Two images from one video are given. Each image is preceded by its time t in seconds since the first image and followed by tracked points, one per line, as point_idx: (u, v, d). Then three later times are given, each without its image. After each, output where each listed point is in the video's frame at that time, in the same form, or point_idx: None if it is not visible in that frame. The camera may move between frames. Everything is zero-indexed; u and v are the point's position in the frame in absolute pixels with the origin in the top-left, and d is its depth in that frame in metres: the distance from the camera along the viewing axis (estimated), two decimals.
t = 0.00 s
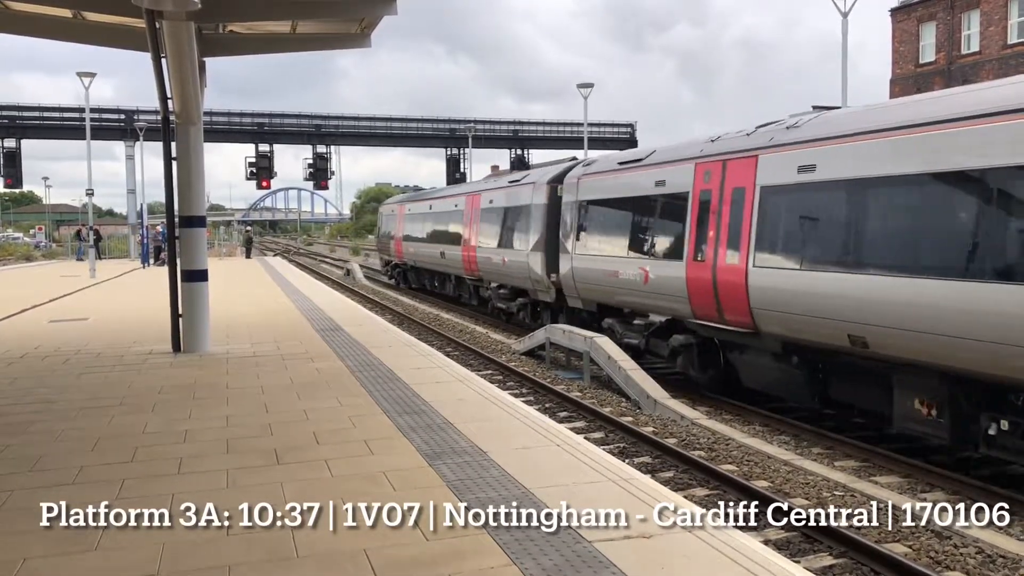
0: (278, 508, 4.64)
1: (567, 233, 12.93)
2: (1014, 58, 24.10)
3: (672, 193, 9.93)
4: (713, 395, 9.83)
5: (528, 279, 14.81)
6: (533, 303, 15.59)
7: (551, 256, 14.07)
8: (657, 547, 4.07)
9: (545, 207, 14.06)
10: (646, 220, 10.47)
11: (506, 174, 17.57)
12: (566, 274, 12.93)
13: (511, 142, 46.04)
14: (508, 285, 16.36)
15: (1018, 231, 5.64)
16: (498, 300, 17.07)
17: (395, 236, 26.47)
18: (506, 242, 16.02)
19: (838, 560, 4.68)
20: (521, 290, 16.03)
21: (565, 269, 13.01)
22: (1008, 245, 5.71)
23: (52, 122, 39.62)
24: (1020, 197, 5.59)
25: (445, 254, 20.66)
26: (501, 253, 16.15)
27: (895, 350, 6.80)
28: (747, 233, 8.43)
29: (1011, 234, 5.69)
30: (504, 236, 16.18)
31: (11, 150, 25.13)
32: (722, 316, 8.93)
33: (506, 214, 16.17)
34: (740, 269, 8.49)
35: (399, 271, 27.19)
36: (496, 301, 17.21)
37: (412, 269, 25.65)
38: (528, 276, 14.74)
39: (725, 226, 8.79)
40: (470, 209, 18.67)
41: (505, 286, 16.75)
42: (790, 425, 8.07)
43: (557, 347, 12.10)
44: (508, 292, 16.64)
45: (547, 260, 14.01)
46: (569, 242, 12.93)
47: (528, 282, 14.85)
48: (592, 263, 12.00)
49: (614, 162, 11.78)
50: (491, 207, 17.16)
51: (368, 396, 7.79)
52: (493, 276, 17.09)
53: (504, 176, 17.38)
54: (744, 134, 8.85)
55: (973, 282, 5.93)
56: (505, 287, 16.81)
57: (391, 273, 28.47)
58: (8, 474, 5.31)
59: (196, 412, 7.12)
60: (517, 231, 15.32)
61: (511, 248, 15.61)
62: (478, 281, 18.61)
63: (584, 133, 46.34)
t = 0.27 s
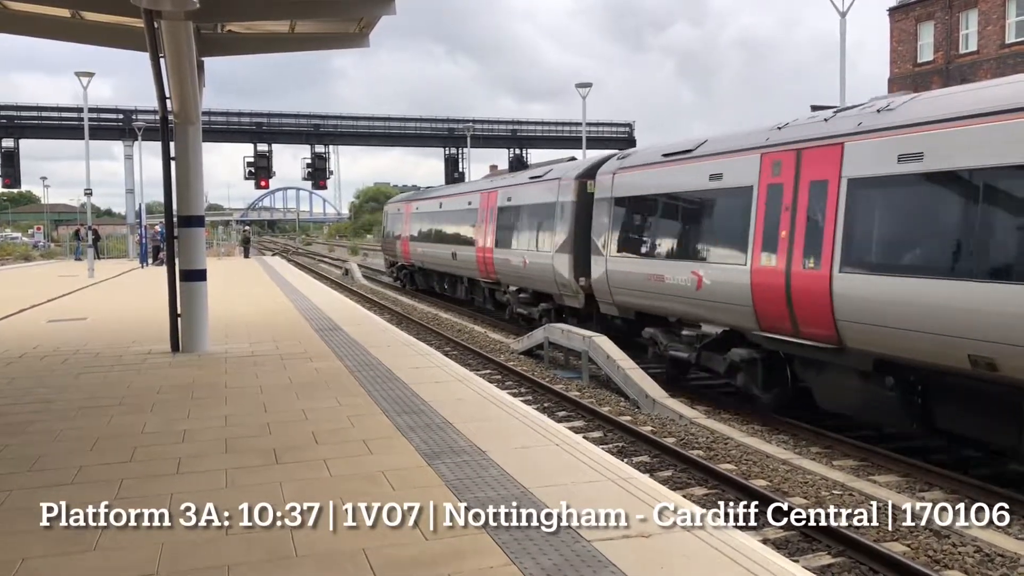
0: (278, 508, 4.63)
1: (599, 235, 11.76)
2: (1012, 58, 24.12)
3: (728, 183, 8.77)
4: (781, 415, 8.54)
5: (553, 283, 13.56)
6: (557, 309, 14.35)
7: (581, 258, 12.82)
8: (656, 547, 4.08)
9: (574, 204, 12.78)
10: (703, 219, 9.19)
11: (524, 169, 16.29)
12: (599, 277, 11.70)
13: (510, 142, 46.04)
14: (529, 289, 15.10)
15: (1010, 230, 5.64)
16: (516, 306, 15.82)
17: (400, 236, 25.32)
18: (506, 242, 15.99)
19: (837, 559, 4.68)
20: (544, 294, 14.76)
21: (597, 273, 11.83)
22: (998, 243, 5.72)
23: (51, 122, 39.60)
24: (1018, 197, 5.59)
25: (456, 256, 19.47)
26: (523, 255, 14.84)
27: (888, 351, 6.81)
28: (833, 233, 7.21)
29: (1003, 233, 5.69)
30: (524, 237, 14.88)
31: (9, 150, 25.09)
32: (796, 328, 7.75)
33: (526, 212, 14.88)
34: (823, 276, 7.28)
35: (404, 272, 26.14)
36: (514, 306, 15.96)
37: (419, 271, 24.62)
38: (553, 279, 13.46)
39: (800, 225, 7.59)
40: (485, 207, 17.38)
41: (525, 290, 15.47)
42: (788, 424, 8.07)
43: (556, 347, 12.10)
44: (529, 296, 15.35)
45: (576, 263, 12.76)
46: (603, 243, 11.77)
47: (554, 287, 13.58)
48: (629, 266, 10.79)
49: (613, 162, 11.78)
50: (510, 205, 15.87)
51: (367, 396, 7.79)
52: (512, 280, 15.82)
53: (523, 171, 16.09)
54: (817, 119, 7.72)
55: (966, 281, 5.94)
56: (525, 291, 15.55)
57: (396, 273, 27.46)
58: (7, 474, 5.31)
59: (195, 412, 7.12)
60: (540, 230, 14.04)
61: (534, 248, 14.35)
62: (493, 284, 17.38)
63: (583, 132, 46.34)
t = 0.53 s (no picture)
0: (278, 508, 4.63)
1: (639, 234, 10.56)
2: (1008, 57, 24.18)
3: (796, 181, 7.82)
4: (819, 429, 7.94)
5: (582, 288, 12.46)
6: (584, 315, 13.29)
7: (614, 261, 11.79)
8: (654, 546, 4.08)
9: (606, 203, 11.73)
10: (766, 219, 8.20)
11: (545, 165, 15.21)
12: (639, 282, 10.55)
13: (507, 142, 46.01)
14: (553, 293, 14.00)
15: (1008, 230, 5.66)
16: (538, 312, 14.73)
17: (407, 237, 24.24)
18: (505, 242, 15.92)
19: (835, 558, 4.69)
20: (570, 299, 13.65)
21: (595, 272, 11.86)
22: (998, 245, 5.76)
23: (48, 122, 39.56)
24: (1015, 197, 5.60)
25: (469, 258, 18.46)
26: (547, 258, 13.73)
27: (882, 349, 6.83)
28: (945, 236, 6.14)
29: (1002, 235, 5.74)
30: (549, 238, 13.76)
31: (6, 150, 25.05)
32: (893, 344, 6.68)
33: (550, 211, 13.78)
34: (932, 283, 6.20)
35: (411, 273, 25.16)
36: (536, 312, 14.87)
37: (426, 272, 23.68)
38: (582, 283, 12.37)
39: (898, 223, 6.55)
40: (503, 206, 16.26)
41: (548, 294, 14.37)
42: (786, 423, 8.07)
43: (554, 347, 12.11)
44: (552, 301, 14.26)
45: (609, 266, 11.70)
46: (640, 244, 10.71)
47: (583, 292, 12.48)
48: (678, 273, 9.65)
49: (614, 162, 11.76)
50: (531, 204, 14.78)
51: (365, 395, 7.80)
52: (534, 283, 14.72)
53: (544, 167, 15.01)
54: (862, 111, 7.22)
55: (962, 280, 5.98)
56: (548, 296, 14.45)
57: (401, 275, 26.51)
58: (5, 474, 5.30)
59: (193, 412, 7.11)
60: (567, 230, 12.93)
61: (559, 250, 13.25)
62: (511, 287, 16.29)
63: (580, 132, 46.35)
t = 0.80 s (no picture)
0: (278, 508, 4.62)
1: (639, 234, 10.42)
2: (1005, 57, 24.22)
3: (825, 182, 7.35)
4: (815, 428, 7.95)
5: (618, 295, 11.12)
6: (617, 323, 11.97)
7: (654, 264, 10.43)
8: (652, 546, 4.08)
9: (646, 199, 10.38)
10: (780, 227, 7.88)
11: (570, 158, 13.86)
12: (689, 289, 9.28)
13: (505, 141, 46.00)
14: (581, 299, 12.65)
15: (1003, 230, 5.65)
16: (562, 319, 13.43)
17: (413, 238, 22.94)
18: (501, 242, 15.90)
19: (833, 557, 4.69)
20: (601, 306, 12.31)
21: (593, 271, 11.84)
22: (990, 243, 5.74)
23: (45, 122, 39.51)
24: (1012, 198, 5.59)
25: (482, 259, 17.22)
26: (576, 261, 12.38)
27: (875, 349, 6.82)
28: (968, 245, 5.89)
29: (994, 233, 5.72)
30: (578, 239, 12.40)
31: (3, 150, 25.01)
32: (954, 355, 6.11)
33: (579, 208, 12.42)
34: (956, 287, 5.96)
35: (415, 275, 24.01)
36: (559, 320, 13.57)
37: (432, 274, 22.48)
38: (619, 289, 11.01)
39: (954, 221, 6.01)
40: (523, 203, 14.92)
41: (574, 300, 13.04)
42: (783, 423, 8.07)
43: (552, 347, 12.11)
44: (578, 308, 12.98)
45: (649, 271, 10.38)
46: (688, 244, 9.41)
47: (618, 299, 11.13)
48: (732, 280, 8.48)
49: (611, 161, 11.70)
50: (556, 201, 13.43)
51: (362, 396, 7.79)
52: (558, 288, 13.38)
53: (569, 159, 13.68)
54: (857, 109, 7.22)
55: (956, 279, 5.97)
56: (573, 302, 13.15)
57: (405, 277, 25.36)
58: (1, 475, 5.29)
59: (190, 412, 7.11)
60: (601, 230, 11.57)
61: (591, 252, 11.91)
62: (530, 292, 14.94)
63: (578, 131, 46.36)
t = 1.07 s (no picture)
0: (278, 508, 4.62)
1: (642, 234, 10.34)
2: (1002, 57, 24.27)
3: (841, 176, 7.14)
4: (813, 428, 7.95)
5: (664, 302, 9.93)
6: (658, 333, 10.66)
7: (705, 269, 9.33)
8: (651, 545, 4.08)
9: (698, 196, 9.29)
10: (786, 223, 7.78)
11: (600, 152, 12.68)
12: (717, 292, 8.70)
13: (503, 141, 46.00)
14: (616, 307, 11.43)
15: (1001, 230, 5.65)
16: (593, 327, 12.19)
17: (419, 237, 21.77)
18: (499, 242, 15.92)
19: (831, 557, 4.70)
20: (638, 314, 11.10)
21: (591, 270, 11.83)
22: (987, 243, 5.74)
23: (42, 122, 39.46)
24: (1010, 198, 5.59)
25: (498, 260, 16.01)
26: (612, 264, 11.17)
27: (871, 348, 6.82)
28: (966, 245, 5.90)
29: (990, 233, 5.72)
30: (615, 240, 11.16)
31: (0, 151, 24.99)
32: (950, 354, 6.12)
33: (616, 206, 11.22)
34: (952, 287, 5.96)
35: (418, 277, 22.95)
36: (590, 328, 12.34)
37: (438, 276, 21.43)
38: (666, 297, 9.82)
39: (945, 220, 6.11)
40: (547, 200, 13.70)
41: (608, 307, 11.79)
42: (782, 422, 8.08)
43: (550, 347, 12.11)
44: (610, 315, 11.74)
45: (699, 277, 9.28)
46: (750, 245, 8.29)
47: (664, 307, 9.93)
48: (803, 285, 7.45)
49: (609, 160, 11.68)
50: (586, 198, 12.22)
51: (360, 396, 7.78)
52: (589, 295, 12.14)
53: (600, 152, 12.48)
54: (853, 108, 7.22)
55: (953, 278, 5.97)
56: (605, 310, 11.93)
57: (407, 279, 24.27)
58: None
59: (189, 412, 7.10)
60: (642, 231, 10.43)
61: (631, 256, 10.72)
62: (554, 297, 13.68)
63: (576, 131, 46.38)
